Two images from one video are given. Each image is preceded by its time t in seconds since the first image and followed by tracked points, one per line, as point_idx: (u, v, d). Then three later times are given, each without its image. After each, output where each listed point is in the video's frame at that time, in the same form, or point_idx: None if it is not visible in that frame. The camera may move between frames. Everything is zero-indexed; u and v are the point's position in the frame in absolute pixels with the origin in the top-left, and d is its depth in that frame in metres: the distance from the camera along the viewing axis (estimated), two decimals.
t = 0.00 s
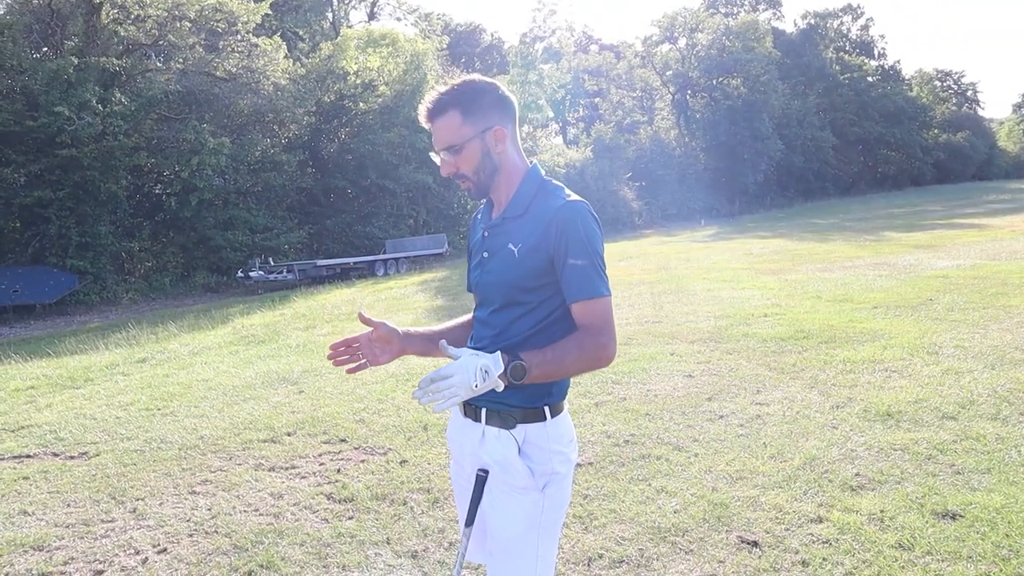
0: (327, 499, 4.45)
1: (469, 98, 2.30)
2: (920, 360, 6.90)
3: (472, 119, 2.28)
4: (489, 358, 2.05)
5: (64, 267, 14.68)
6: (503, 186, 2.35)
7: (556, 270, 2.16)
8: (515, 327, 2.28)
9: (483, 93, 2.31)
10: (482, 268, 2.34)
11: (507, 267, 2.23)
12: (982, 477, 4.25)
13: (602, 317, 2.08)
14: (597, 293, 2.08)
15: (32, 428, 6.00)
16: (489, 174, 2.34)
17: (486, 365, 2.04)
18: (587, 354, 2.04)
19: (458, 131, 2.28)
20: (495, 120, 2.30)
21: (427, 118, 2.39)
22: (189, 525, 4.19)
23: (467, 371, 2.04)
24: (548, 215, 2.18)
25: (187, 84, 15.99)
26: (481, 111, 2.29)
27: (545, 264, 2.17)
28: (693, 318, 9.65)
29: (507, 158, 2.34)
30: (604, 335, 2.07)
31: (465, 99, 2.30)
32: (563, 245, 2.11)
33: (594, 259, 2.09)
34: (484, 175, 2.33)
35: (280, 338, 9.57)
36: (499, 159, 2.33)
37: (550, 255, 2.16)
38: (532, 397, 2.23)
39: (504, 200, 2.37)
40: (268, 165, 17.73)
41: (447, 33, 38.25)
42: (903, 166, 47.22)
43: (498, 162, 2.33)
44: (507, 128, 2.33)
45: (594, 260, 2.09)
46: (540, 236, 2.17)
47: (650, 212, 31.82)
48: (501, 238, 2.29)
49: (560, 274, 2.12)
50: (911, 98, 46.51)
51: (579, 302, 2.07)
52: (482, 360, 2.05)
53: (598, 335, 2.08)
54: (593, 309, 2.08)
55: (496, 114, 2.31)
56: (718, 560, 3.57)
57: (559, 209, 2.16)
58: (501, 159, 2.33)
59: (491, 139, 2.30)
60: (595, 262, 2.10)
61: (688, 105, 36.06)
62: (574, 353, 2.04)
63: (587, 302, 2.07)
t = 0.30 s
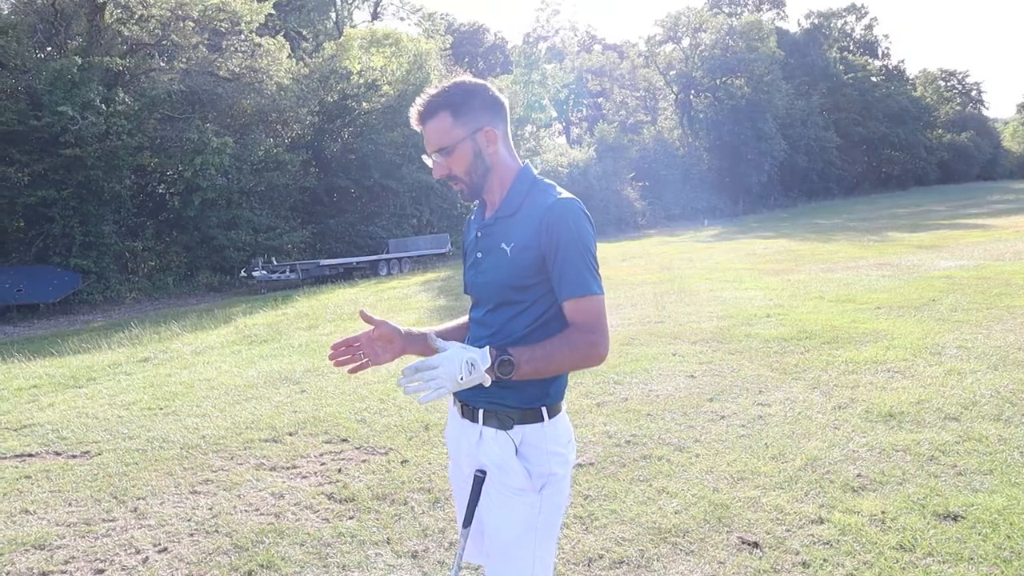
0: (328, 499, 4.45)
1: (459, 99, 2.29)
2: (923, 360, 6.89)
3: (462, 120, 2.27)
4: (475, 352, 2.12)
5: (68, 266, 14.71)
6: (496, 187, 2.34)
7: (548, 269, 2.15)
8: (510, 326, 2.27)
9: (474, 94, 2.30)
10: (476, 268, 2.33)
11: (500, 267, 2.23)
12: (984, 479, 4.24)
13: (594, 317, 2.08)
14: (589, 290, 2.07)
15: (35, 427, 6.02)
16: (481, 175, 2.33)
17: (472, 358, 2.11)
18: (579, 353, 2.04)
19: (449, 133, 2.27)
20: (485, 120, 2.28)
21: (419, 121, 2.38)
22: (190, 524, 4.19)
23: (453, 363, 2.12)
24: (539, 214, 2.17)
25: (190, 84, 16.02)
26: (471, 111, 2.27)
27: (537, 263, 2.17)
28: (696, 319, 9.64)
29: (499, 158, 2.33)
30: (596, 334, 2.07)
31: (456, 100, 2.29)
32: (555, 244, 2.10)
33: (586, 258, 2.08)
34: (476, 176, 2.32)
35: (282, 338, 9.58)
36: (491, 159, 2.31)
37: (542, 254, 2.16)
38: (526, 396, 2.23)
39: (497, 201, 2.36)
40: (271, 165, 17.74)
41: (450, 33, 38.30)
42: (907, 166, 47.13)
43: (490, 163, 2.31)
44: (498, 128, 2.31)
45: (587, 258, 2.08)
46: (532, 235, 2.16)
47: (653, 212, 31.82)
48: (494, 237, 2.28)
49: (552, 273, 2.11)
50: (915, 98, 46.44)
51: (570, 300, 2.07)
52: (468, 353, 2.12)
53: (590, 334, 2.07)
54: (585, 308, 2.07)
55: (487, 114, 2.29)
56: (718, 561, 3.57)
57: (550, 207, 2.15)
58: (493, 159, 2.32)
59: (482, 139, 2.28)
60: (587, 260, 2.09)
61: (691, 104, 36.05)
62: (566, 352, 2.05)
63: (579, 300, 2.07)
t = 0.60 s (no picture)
0: (331, 498, 4.45)
1: (453, 101, 2.28)
2: (928, 361, 6.86)
3: (457, 122, 2.27)
4: (466, 349, 2.12)
5: (76, 266, 14.76)
6: (490, 188, 2.33)
7: (543, 269, 2.15)
8: (506, 327, 2.27)
9: (468, 96, 2.29)
10: (472, 269, 2.33)
11: (496, 268, 2.23)
12: (989, 481, 4.22)
13: (588, 318, 2.08)
14: (583, 291, 2.07)
15: (42, 425, 6.06)
16: (476, 176, 2.32)
17: (462, 355, 2.11)
18: (573, 354, 2.04)
19: (443, 134, 2.27)
20: (480, 122, 2.28)
21: (412, 123, 2.38)
22: (194, 524, 4.20)
23: (443, 360, 2.13)
24: (532, 215, 2.17)
25: (198, 83, 16.06)
26: (466, 113, 2.27)
27: (531, 263, 2.17)
28: (702, 319, 9.63)
29: (493, 159, 2.33)
30: (590, 334, 2.06)
31: (449, 102, 2.29)
32: (549, 244, 2.10)
33: (580, 259, 2.08)
34: (472, 177, 2.32)
35: (288, 337, 9.60)
36: (485, 161, 2.31)
37: (536, 254, 2.16)
38: (523, 396, 2.22)
39: (493, 201, 2.36)
40: (277, 165, 17.80)
41: (457, 33, 38.38)
42: (915, 166, 46.95)
43: (485, 165, 2.31)
44: (492, 129, 2.31)
45: (581, 258, 2.08)
46: (526, 235, 2.16)
47: (660, 211, 31.79)
48: (489, 238, 2.28)
49: (547, 273, 2.11)
50: (922, 98, 46.29)
51: (564, 300, 2.07)
52: (459, 351, 2.13)
53: (585, 333, 2.07)
54: (579, 308, 2.07)
55: (481, 115, 2.29)
56: (721, 562, 3.56)
57: (544, 208, 2.15)
58: (488, 161, 2.31)
59: (477, 140, 2.28)
60: (581, 260, 2.09)
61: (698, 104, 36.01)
62: (559, 352, 2.04)
63: (572, 300, 2.07)
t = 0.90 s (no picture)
0: (352, 497, 4.49)
1: (463, 103, 2.28)
2: (957, 362, 6.74)
3: (466, 123, 2.26)
4: (455, 393, 2.20)
5: (105, 265, 15.00)
6: (500, 189, 2.32)
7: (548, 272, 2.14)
8: (516, 329, 2.27)
9: (478, 98, 2.29)
10: (481, 270, 2.33)
11: (504, 269, 2.22)
12: (1018, 484, 4.14)
13: (590, 321, 2.06)
14: (585, 294, 2.05)
15: (70, 423, 6.17)
16: (486, 177, 2.31)
17: (454, 401, 2.19)
18: (574, 356, 2.02)
19: (453, 136, 2.27)
20: (489, 124, 2.27)
21: (423, 125, 2.38)
22: (217, 521, 4.26)
23: (438, 411, 2.19)
24: (538, 218, 2.16)
25: (225, 84, 16.26)
26: (476, 115, 2.26)
27: (538, 266, 2.16)
28: (726, 318, 9.54)
29: (503, 160, 2.32)
30: (592, 338, 2.05)
31: (459, 103, 2.28)
32: (553, 247, 2.09)
33: (583, 262, 2.07)
34: (481, 179, 2.31)
35: (313, 336, 9.69)
36: (496, 161, 2.30)
37: (541, 255, 2.15)
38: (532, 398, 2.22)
39: (503, 203, 2.35)
40: (303, 165, 18.00)
41: (482, 31, 38.48)
42: (945, 163, 46.16)
43: (495, 165, 2.30)
44: (502, 131, 2.30)
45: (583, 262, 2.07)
46: (532, 238, 2.16)
47: (686, 211, 31.59)
48: (498, 240, 2.28)
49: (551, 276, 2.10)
50: (953, 94, 45.51)
51: (565, 300, 2.05)
52: (449, 398, 2.20)
53: (586, 336, 2.06)
54: (581, 310, 2.05)
55: (491, 117, 2.28)
56: (741, 564, 3.53)
57: (550, 209, 2.14)
58: (497, 161, 2.31)
59: (486, 141, 2.27)
60: (585, 263, 2.07)
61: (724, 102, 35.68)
62: (560, 358, 2.02)
63: (574, 305, 2.05)
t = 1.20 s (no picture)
0: (386, 494, 4.53)
1: (476, 102, 2.29)
2: (1005, 364, 6.54)
3: (478, 122, 2.27)
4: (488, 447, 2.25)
5: (151, 263, 15.31)
6: (515, 187, 2.31)
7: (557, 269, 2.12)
8: (530, 328, 2.26)
9: (491, 97, 2.29)
10: (499, 269, 2.33)
11: (517, 267, 2.21)
12: None
13: (593, 320, 2.02)
14: (588, 291, 2.02)
15: (115, 417, 6.35)
16: (501, 174, 2.31)
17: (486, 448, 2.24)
18: (575, 356, 1.99)
19: (466, 136, 2.28)
20: (502, 122, 2.27)
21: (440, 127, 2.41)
22: (253, 515, 4.34)
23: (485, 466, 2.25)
24: (547, 216, 2.15)
25: (267, 85, 16.70)
26: (488, 115, 2.27)
27: (548, 263, 2.14)
28: (765, 318, 9.41)
29: (519, 158, 2.31)
30: (593, 336, 2.01)
31: (472, 102, 2.29)
32: (561, 245, 2.08)
33: (586, 259, 2.03)
34: (497, 177, 2.31)
35: (352, 333, 9.81)
36: (510, 159, 2.29)
37: (550, 253, 2.13)
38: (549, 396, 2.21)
39: (519, 201, 2.33)
40: (344, 164, 18.31)
41: (522, 30, 38.62)
42: (996, 159, 44.78)
43: (509, 163, 2.30)
44: (516, 129, 2.30)
45: (587, 258, 2.03)
46: (542, 236, 2.14)
47: (727, 209, 31.29)
48: (514, 237, 2.28)
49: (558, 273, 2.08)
50: (1005, 89, 44.13)
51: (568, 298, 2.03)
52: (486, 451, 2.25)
53: (591, 336, 2.02)
54: (583, 308, 2.01)
55: (504, 116, 2.28)
56: (775, 567, 3.48)
57: (558, 208, 2.12)
58: (512, 159, 2.30)
59: (499, 140, 2.28)
60: (589, 261, 2.04)
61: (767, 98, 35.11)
62: (562, 357, 2.00)
63: (579, 303, 2.02)
